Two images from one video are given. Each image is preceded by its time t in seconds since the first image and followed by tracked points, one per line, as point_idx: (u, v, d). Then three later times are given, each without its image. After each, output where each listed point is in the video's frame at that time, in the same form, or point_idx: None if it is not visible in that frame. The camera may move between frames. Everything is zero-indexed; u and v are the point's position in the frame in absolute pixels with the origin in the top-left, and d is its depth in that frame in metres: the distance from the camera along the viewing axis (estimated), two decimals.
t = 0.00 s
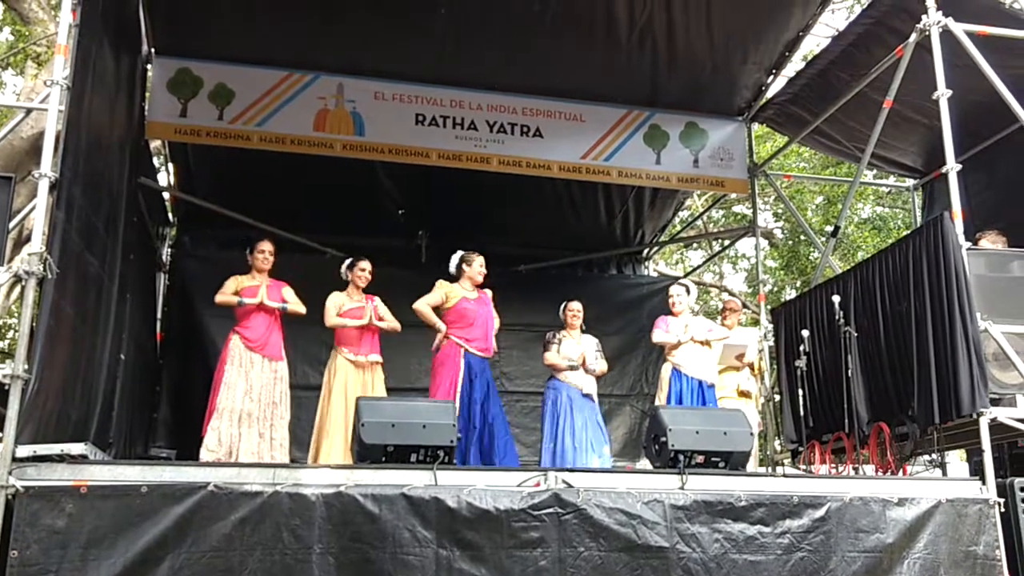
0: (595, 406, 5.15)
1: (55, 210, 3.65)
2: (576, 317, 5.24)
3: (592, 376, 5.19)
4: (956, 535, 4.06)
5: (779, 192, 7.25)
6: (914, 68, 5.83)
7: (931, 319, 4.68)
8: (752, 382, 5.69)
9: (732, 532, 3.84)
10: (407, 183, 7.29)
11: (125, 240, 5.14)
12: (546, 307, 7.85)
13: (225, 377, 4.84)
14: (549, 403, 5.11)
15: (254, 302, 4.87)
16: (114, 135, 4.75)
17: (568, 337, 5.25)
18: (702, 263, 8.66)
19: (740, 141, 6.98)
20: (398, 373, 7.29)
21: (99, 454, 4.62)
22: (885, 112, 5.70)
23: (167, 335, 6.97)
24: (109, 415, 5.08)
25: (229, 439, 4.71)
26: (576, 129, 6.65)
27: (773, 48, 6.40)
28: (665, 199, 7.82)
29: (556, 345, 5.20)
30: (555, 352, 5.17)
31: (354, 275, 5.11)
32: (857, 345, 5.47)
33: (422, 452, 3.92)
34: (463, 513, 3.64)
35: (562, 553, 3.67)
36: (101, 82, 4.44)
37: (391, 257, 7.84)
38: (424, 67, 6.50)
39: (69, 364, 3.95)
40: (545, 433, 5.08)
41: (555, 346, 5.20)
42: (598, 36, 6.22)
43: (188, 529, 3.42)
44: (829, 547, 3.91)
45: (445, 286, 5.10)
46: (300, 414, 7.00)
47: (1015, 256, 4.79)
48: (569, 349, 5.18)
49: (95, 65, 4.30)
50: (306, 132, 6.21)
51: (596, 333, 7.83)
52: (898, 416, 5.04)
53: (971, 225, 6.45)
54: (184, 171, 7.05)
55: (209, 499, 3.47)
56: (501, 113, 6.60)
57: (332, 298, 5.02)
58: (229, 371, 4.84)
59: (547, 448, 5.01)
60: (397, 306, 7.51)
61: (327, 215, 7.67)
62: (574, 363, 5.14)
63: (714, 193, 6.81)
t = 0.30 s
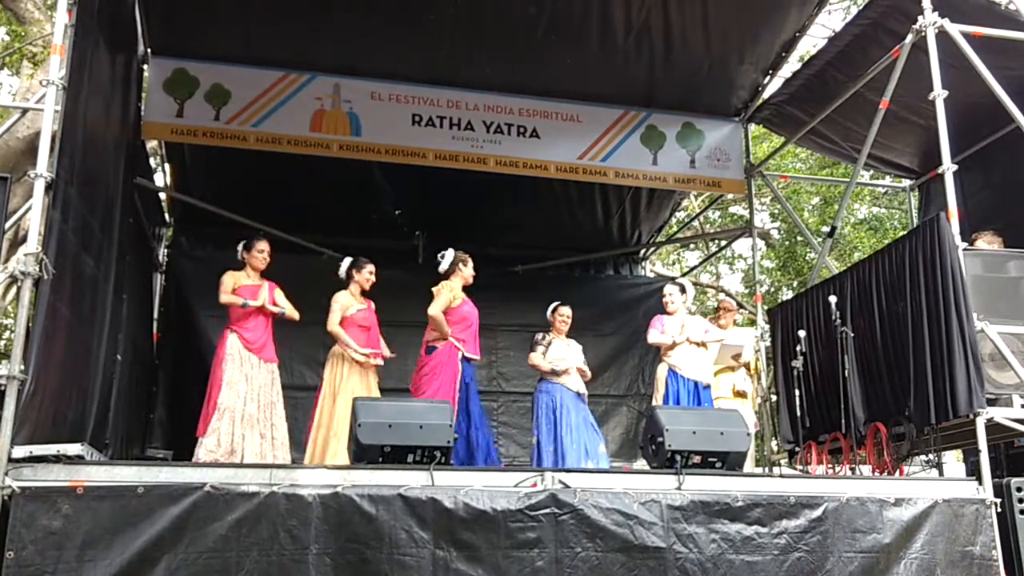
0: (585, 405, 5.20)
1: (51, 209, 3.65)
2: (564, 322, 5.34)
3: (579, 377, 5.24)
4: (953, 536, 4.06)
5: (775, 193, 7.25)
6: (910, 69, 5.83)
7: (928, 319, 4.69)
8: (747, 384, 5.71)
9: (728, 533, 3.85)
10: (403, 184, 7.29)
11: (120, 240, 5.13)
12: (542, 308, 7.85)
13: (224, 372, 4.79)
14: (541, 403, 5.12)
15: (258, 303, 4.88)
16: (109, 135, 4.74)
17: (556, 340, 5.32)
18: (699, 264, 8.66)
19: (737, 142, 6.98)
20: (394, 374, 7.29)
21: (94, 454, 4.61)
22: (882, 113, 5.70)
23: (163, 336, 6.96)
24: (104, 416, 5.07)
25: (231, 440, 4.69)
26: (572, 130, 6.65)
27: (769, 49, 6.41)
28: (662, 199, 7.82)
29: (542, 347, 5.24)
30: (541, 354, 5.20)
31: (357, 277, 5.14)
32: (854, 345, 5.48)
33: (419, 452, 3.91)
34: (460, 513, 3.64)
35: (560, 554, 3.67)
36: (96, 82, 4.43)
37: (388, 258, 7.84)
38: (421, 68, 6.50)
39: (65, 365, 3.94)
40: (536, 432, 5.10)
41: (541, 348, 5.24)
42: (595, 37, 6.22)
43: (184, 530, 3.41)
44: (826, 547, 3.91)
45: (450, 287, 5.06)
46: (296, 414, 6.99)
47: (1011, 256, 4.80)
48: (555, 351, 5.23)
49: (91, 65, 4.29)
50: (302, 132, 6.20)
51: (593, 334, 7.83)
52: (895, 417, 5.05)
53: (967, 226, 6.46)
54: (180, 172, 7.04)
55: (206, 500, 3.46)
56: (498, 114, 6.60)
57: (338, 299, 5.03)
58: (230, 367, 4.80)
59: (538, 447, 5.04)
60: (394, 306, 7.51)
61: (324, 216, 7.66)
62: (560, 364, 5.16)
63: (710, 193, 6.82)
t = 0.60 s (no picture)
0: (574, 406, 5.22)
1: (51, 210, 3.64)
2: (559, 324, 5.38)
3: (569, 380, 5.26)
4: (953, 537, 4.06)
5: (774, 194, 7.25)
6: (910, 70, 5.83)
7: (928, 320, 4.69)
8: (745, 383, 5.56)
9: (728, 534, 3.84)
10: (403, 185, 7.29)
11: (120, 240, 5.12)
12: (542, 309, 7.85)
13: (229, 371, 4.79)
14: (535, 406, 5.12)
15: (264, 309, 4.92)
16: (109, 135, 4.74)
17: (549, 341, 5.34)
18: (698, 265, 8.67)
19: (736, 143, 6.99)
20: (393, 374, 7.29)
21: (94, 454, 4.61)
22: (881, 114, 5.70)
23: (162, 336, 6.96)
24: (104, 416, 5.07)
25: (239, 444, 4.72)
26: (572, 131, 6.66)
27: (769, 50, 6.40)
28: (662, 200, 7.82)
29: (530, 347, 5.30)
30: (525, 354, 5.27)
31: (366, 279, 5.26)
32: (854, 346, 5.48)
33: (419, 453, 3.91)
34: (460, 514, 3.64)
35: (559, 555, 3.67)
36: (96, 82, 4.43)
37: (388, 259, 7.84)
38: (421, 69, 6.51)
39: (64, 366, 3.94)
40: (530, 434, 5.08)
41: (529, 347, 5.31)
42: (595, 38, 6.22)
43: (184, 530, 3.41)
44: (825, 549, 3.91)
45: (470, 289, 5.07)
46: (295, 415, 6.99)
47: (1010, 258, 4.80)
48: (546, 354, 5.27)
49: (91, 65, 4.29)
50: (302, 133, 6.20)
51: (593, 335, 7.83)
52: (894, 418, 5.05)
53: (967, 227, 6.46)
54: (180, 172, 7.04)
55: (206, 500, 3.46)
56: (498, 115, 6.61)
57: (352, 299, 5.14)
58: (234, 367, 4.81)
59: (534, 449, 5.02)
60: (393, 307, 7.51)
61: (324, 216, 7.66)
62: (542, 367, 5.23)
63: (710, 194, 6.82)
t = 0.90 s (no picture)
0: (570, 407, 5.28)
1: (50, 210, 3.64)
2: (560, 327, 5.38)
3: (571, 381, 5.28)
4: (951, 538, 4.06)
5: (773, 194, 7.25)
6: (909, 71, 5.84)
7: (926, 321, 4.69)
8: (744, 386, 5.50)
9: (726, 535, 3.84)
10: (402, 185, 7.29)
11: (119, 241, 5.12)
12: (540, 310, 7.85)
13: (241, 377, 4.74)
14: (541, 405, 5.10)
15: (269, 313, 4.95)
16: (108, 135, 4.73)
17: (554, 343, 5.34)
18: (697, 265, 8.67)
19: (735, 144, 6.99)
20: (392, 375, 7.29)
21: (92, 455, 4.61)
22: (879, 115, 5.70)
23: (160, 337, 6.95)
24: (102, 416, 5.07)
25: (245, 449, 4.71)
26: (571, 131, 6.66)
27: (768, 51, 6.41)
28: (660, 201, 7.82)
29: (540, 345, 5.26)
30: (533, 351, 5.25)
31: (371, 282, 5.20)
32: (852, 347, 5.48)
33: (417, 453, 3.91)
34: (458, 515, 3.64)
35: (557, 555, 3.67)
36: (95, 82, 4.42)
37: (386, 259, 7.84)
38: (420, 69, 6.51)
39: (63, 366, 3.94)
40: (532, 434, 5.03)
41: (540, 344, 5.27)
42: (594, 38, 6.22)
43: (182, 531, 3.40)
44: (823, 549, 3.91)
45: (473, 297, 5.22)
46: (293, 415, 6.99)
47: (1009, 259, 4.81)
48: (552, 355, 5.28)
49: (90, 65, 4.28)
50: (300, 133, 6.20)
51: (591, 335, 7.83)
52: (893, 419, 5.05)
53: (965, 228, 6.47)
54: (178, 173, 7.03)
55: (204, 500, 3.46)
56: (496, 115, 6.61)
57: (365, 302, 5.11)
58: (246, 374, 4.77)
59: (536, 449, 4.97)
60: (392, 308, 7.51)
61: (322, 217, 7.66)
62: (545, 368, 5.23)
63: (709, 195, 6.82)
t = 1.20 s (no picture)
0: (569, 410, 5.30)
1: (47, 212, 3.63)
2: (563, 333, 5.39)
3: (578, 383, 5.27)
4: (949, 539, 4.06)
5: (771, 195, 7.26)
6: (907, 72, 5.84)
7: (924, 322, 4.69)
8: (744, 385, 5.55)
9: (724, 535, 3.84)
10: (400, 186, 7.29)
11: (116, 242, 5.11)
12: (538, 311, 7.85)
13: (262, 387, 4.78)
14: (559, 407, 5.06)
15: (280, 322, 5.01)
16: (105, 136, 4.72)
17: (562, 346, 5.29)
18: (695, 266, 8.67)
19: (733, 145, 6.99)
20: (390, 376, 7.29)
21: (90, 456, 4.60)
22: (877, 116, 5.70)
23: (158, 338, 6.95)
24: (100, 417, 5.06)
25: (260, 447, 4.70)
26: (569, 132, 6.66)
27: (765, 52, 6.41)
28: (658, 202, 7.82)
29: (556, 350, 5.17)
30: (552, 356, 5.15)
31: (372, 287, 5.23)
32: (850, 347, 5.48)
33: (415, 454, 3.91)
34: (456, 516, 3.64)
35: (555, 556, 3.67)
36: (92, 83, 4.41)
37: (384, 260, 7.84)
38: (417, 70, 6.51)
39: (60, 367, 3.93)
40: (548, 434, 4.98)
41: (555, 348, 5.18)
42: (592, 39, 6.22)
43: (179, 532, 3.40)
44: (821, 550, 3.91)
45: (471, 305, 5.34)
46: (291, 416, 6.99)
47: (1005, 259, 4.82)
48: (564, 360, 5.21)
49: (87, 66, 4.28)
50: (298, 134, 6.19)
51: (589, 336, 7.83)
52: (891, 419, 5.06)
53: (963, 228, 6.48)
54: (176, 174, 7.03)
55: (201, 502, 3.45)
56: (494, 116, 6.61)
57: (375, 305, 5.17)
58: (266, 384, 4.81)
59: (549, 450, 4.93)
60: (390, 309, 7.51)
61: (320, 218, 7.66)
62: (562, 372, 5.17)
63: (706, 196, 6.82)
